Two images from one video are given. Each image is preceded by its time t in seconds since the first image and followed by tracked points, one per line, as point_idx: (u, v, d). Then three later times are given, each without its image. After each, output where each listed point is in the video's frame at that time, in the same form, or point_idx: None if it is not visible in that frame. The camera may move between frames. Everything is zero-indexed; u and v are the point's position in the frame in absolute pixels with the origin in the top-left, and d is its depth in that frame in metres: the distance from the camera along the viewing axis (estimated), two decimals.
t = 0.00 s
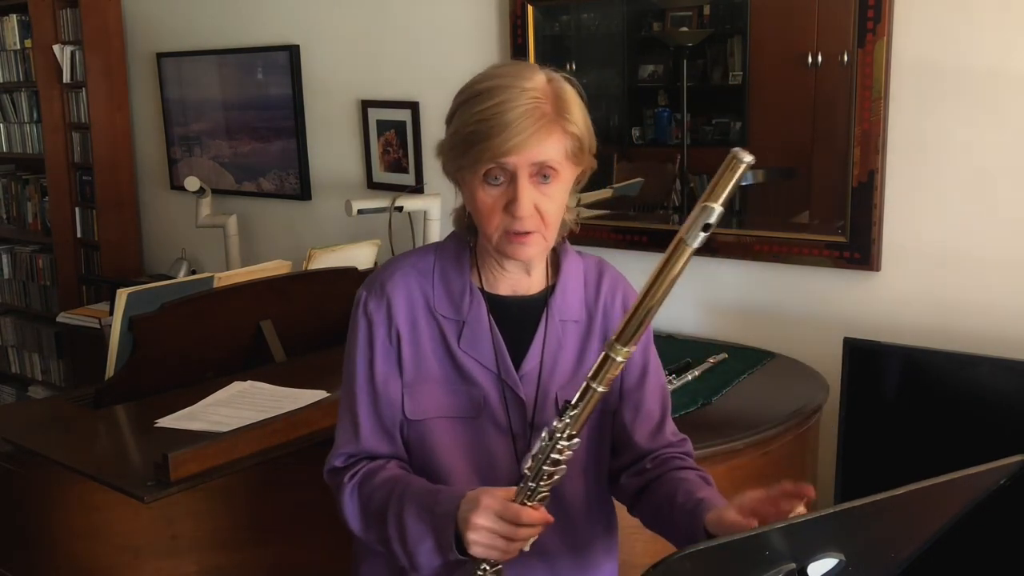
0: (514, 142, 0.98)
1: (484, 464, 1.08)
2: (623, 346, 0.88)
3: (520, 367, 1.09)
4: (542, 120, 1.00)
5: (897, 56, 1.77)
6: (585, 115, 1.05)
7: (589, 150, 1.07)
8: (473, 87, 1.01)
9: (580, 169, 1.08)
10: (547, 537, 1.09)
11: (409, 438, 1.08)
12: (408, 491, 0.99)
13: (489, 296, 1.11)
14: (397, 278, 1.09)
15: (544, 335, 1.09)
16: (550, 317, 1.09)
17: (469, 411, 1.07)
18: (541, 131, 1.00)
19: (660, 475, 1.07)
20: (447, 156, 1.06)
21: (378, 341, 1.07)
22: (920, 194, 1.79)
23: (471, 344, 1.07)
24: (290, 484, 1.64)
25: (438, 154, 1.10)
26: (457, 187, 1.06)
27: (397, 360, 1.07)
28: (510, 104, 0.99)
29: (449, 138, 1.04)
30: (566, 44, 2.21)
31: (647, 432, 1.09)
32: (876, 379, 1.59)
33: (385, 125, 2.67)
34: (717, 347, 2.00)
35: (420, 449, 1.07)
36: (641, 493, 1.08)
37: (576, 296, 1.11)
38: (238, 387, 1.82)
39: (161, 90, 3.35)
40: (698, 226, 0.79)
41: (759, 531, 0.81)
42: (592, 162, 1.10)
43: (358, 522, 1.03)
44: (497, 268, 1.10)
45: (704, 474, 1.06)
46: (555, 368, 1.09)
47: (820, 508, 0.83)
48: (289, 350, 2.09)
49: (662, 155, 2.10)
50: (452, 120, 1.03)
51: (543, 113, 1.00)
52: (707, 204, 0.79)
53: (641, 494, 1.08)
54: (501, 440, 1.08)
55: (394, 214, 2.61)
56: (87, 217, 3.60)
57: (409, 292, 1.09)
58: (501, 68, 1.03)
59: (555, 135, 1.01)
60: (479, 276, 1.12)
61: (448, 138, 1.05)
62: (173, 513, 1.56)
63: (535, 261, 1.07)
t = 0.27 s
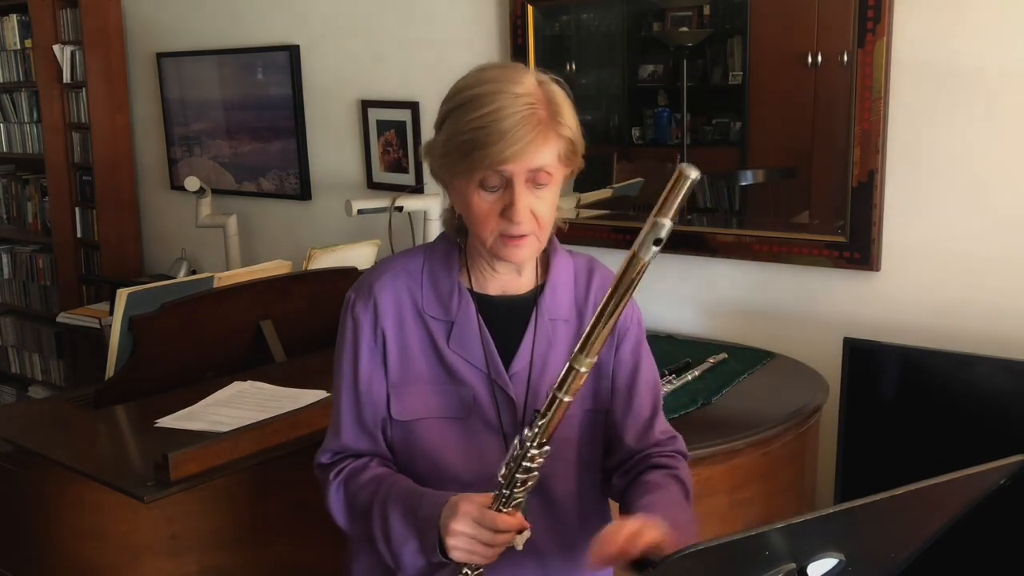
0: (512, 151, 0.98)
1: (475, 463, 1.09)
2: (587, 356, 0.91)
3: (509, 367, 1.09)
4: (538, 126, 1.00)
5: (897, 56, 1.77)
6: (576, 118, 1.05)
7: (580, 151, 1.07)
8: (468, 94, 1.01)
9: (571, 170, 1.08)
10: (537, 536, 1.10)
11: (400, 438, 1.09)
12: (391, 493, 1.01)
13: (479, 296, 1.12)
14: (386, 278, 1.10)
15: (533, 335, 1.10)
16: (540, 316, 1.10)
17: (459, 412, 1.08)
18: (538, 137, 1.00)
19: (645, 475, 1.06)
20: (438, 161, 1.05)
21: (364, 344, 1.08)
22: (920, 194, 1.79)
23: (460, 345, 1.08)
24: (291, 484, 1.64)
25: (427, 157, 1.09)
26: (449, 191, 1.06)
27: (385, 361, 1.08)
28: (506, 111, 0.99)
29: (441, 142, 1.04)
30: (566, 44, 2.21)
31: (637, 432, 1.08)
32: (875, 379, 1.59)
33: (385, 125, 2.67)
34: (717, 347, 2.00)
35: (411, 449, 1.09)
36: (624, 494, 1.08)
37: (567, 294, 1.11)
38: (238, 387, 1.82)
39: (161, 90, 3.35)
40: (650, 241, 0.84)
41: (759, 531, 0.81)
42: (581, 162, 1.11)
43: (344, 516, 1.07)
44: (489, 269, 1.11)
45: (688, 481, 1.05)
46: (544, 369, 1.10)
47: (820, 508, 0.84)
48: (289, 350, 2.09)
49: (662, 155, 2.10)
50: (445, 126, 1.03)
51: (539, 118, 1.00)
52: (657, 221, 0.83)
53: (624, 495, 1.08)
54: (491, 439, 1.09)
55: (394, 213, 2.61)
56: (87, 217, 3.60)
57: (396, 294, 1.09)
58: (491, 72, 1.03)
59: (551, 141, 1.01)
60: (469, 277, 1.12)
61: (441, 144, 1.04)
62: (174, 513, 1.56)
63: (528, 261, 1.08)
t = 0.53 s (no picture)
0: (499, 148, 0.98)
1: (465, 464, 1.09)
2: (586, 399, 0.84)
3: (498, 366, 1.09)
4: (524, 123, 1.00)
5: (897, 56, 1.77)
6: (560, 113, 1.05)
7: (565, 147, 1.08)
8: (453, 94, 1.01)
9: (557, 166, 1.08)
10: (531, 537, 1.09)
11: (390, 437, 1.10)
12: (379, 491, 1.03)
13: (468, 296, 1.12)
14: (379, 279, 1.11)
15: (522, 335, 1.09)
16: (528, 315, 1.09)
17: (448, 412, 1.08)
18: (524, 134, 1.00)
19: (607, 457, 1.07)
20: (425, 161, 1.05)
21: (353, 345, 1.09)
22: (920, 194, 1.79)
23: (447, 345, 1.08)
24: (290, 484, 1.64)
25: (412, 157, 1.09)
26: (437, 192, 1.06)
27: (374, 362, 1.09)
28: (491, 108, 0.99)
29: (427, 142, 1.04)
30: (566, 44, 2.20)
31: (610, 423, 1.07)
32: (875, 380, 1.59)
33: (385, 125, 2.67)
34: (717, 347, 2.00)
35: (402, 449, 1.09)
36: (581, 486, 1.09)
37: (557, 293, 1.10)
38: (238, 387, 1.82)
39: (161, 90, 3.35)
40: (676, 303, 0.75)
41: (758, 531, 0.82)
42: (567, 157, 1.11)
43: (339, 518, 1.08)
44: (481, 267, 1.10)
45: (634, 481, 1.05)
46: (533, 369, 1.09)
47: (819, 508, 0.84)
48: (289, 350, 2.09)
49: (662, 155, 2.11)
50: (431, 127, 1.03)
51: (525, 115, 1.00)
52: (687, 282, 0.75)
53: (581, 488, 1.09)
54: (480, 440, 1.09)
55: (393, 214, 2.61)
56: (87, 217, 3.60)
57: (385, 295, 1.10)
58: (474, 70, 1.03)
59: (537, 137, 1.01)
60: (459, 277, 1.12)
61: (428, 145, 1.04)
62: (174, 513, 1.55)
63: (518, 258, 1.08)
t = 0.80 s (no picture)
0: (485, 129, 1.00)
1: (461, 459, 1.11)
2: (668, 363, 0.96)
3: (498, 363, 1.09)
4: (511, 108, 1.02)
5: (897, 56, 1.77)
6: (554, 107, 1.07)
7: (560, 141, 1.09)
8: (443, 82, 1.04)
9: (552, 161, 1.09)
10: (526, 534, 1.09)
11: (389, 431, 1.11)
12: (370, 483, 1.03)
13: (469, 293, 1.12)
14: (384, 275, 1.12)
15: (521, 333, 1.08)
16: (528, 313, 1.09)
17: (447, 407, 1.10)
18: (511, 118, 1.02)
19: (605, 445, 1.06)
20: (420, 155, 1.07)
21: (353, 336, 1.10)
22: (920, 194, 1.79)
23: (448, 340, 1.09)
24: (290, 484, 1.64)
25: (411, 158, 1.11)
26: (431, 185, 1.07)
27: (374, 355, 1.11)
28: (479, 93, 1.01)
29: (421, 135, 1.06)
30: (566, 44, 2.20)
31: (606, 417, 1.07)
32: (875, 380, 1.59)
33: (385, 125, 2.67)
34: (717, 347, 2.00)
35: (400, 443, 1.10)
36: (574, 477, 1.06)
37: (558, 290, 1.10)
38: (238, 387, 1.83)
39: (161, 90, 3.35)
40: (794, 295, 0.99)
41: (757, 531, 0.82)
42: (563, 155, 1.12)
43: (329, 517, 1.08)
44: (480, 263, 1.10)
45: (628, 470, 1.03)
46: (533, 366, 1.08)
47: (819, 508, 0.84)
48: (289, 351, 2.09)
49: (662, 155, 2.11)
50: (423, 118, 1.06)
51: (513, 100, 1.03)
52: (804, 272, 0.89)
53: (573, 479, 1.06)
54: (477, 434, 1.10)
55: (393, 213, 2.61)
56: (87, 217, 3.60)
57: (387, 290, 1.11)
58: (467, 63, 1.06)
59: (526, 123, 1.03)
60: (459, 275, 1.13)
61: (421, 137, 1.06)
62: (174, 513, 1.55)
63: (514, 252, 1.08)
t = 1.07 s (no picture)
0: (487, 121, 1.01)
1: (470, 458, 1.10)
2: (656, 339, 0.97)
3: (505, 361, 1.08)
4: (514, 100, 1.03)
5: (897, 56, 1.77)
6: (561, 104, 1.07)
7: (567, 138, 1.09)
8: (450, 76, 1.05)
9: (560, 158, 1.09)
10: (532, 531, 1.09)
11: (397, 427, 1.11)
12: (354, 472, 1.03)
13: (477, 291, 1.12)
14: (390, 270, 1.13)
15: (528, 332, 1.08)
16: (537, 312, 1.08)
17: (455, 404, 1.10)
18: (515, 111, 1.02)
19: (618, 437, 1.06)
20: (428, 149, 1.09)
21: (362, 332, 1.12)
22: (919, 195, 1.79)
23: (454, 339, 1.09)
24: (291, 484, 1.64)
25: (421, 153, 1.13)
26: (437, 179, 1.09)
27: (382, 351, 1.12)
28: (483, 85, 1.02)
29: (428, 128, 1.08)
30: (566, 44, 2.20)
31: (620, 413, 1.06)
32: (875, 380, 1.59)
33: (385, 125, 2.67)
34: (717, 347, 2.00)
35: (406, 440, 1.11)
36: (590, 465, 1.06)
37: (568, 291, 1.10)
38: (238, 387, 1.83)
39: (161, 90, 3.35)
40: (769, 264, 0.97)
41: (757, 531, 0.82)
42: (572, 154, 1.12)
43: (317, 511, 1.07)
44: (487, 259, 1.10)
45: (641, 463, 1.02)
46: (540, 364, 1.08)
47: (818, 508, 0.85)
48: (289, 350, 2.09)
49: (662, 155, 2.11)
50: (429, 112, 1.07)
51: (516, 93, 1.03)
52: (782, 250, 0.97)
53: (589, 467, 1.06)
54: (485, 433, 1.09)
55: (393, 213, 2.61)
56: (87, 217, 3.60)
57: (397, 287, 1.12)
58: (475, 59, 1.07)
59: (529, 116, 1.03)
60: (469, 273, 1.13)
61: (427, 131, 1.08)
62: (175, 513, 1.55)
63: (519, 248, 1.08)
